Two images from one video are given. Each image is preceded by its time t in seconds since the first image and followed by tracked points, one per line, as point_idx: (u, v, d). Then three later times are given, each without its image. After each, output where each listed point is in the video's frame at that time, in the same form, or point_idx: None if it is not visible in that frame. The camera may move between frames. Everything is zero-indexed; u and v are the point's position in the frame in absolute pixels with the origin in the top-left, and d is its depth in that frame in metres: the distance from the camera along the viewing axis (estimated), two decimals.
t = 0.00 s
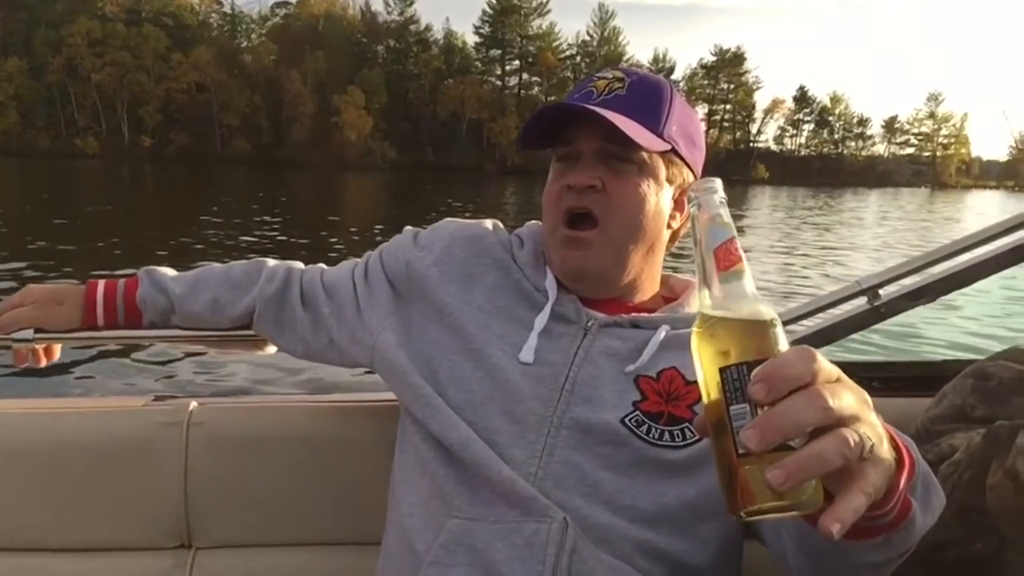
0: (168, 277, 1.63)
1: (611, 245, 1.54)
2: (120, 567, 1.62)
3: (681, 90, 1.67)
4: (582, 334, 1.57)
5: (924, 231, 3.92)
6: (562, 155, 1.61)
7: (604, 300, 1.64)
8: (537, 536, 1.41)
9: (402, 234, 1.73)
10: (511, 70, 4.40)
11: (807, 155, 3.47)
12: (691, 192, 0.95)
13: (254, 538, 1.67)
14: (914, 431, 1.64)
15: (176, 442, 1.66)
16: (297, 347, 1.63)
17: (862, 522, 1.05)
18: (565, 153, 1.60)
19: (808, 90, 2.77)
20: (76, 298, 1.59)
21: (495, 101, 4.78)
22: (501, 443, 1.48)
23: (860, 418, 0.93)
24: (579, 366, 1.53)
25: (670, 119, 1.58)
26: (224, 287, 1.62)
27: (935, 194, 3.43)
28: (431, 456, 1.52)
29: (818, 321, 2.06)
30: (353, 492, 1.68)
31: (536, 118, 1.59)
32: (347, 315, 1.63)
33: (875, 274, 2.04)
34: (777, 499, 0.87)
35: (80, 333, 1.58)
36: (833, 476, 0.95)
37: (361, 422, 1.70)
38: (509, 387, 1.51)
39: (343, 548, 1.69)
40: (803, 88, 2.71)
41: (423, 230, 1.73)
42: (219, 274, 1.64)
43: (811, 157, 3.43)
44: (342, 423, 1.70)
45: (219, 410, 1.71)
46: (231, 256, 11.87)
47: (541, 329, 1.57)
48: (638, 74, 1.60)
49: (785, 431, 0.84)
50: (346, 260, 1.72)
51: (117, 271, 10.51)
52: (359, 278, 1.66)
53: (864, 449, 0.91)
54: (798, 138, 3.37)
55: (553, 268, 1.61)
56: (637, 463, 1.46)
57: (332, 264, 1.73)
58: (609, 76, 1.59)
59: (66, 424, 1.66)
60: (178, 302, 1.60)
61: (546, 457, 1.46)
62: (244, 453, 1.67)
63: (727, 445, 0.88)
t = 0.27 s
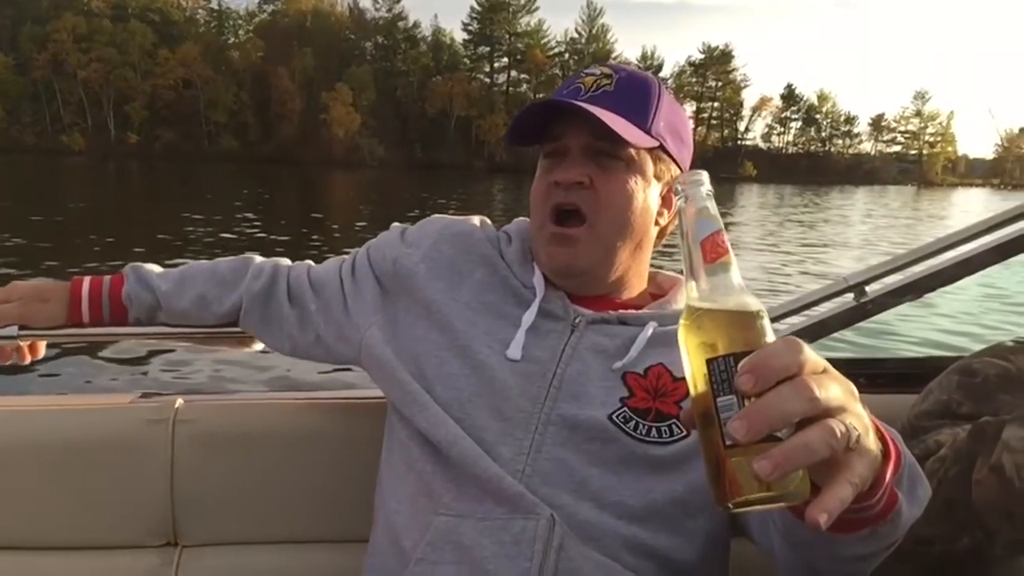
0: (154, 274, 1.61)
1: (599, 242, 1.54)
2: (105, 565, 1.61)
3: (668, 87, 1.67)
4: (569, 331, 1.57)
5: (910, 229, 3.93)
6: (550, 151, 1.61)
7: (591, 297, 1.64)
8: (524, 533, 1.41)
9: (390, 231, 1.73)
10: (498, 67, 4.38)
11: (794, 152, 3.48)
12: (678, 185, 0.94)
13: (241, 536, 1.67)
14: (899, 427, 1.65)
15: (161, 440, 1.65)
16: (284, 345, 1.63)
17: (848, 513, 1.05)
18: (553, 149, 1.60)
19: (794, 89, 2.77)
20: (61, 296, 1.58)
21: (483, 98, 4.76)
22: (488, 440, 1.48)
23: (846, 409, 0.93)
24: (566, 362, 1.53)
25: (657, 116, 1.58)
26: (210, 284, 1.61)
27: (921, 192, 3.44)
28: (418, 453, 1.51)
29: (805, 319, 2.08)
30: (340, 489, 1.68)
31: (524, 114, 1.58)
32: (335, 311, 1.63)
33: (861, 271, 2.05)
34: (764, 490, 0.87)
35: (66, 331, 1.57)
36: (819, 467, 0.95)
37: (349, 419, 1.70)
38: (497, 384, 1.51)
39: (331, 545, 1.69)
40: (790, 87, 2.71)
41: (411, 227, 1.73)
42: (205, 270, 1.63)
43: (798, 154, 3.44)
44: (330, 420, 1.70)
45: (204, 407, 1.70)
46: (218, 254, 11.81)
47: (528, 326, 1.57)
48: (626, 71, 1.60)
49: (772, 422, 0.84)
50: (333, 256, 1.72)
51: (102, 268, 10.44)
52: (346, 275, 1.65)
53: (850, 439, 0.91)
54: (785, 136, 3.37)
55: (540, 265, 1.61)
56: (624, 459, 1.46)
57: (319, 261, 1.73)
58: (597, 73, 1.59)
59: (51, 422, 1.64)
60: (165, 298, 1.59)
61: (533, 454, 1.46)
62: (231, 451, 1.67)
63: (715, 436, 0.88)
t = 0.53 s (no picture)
0: (139, 271, 1.60)
1: (585, 238, 1.54)
2: (88, 564, 1.60)
3: (655, 84, 1.67)
4: (556, 327, 1.57)
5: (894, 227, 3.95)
6: (537, 148, 1.61)
7: (577, 294, 1.64)
8: (510, 530, 1.41)
9: (376, 227, 1.73)
10: (483, 64, 4.35)
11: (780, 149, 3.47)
12: (663, 178, 0.95)
13: (226, 534, 1.66)
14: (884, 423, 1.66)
15: (146, 438, 1.64)
16: (270, 342, 1.62)
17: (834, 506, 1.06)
18: (539, 146, 1.60)
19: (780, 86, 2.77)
20: (44, 293, 1.57)
21: (468, 95, 4.73)
22: (475, 437, 1.47)
23: (831, 400, 0.93)
24: (553, 359, 1.53)
25: (644, 113, 1.58)
26: (196, 280, 1.61)
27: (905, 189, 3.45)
28: (404, 450, 1.51)
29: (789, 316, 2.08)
30: (326, 487, 1.68)
31: (510, 110, 1.58)
32: (321, 308, 1.62)
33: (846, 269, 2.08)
34: (750, 482, 0.88)
35: (49, 329, 1.57)
36: (804, 459, 0.95)
37: (335, 416, 1.69)
38: (483, 381, 1.50)
39: (317, 543, 1.68)
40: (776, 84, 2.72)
41: (397, 223, 1.72)
42: (190, 267, 1.62)
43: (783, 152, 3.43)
44: (316, 417, 1.69)
45: (190, 404, 1.69)
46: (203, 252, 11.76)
47: (515, 323, 1.56)
48: (613, 68, 1.60)
49: (757, 413, 0.84)
50: (319, 253, 1.71)
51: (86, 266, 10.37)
52: (332, 271, 1.65)
53: (835, 431, 0.91)
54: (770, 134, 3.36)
55: (527, 262, 1.61)
56: (610, 455, 1.46)
57: (305, 258, 1.72)
58: (583, 70, 1.59)
59: (34, 419, 1.63)
60: (150, 295, 1.57)
61: (519, 450, 1.46)
62: (216, 448, 1.66)
63: (700, 429, 0.88)
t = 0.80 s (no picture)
0: (124, 268, 1.60)
1: (573, 235, 1.54)
2: (74, 563, 1.59)
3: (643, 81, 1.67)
4: (543, 324, 1.57)
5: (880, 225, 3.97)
6: (525, 144, 1.61)
7: (565, 291, 1.64)
8: (497, 527, 1.41)
9: (363, 224, 1.72)
10: (471, 60, 4.33)
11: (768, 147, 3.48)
12: (650, 173, 0.95)
13: (213, 532, 1.65)
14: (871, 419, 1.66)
15: (132, 436, 1.64)
16: (256, 339, 1.62)
17: (821, 499, 1.06)
18: (527, 142, 1.60)
19: (769, 85, 2.77)
20: (29, 290, 1.56)
21: (456, 93, 4.71)
22: (462, 433, 1.47)
23: (817, 391, 0.93)
24: (540, 356, 1.53)
25: (632, 109, 1.58)
26: (182, 277, 1.60)
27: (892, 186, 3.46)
28: (392, 447, 1.51)
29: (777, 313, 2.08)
30: (313, 484, 1.67)
31: (498, 107, 1.58)
32: (308, 305, 1.62)
33: (834, 265, 2.07)
34: (737, 473, 0.88)
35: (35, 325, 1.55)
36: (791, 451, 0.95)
37: (322, 413, 1.69)
38: (470, 378, 1.50)
39: (304, 540, 1.68)
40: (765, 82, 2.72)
41: (385, 220, 1.72)
42: (177, 264, 1.61)
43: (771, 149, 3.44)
44: (303, 414, 1.69)
45: (176, 401, 1.69)
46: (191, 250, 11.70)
47: (502, 320, 1.56)
48: (601, 64, 1.60)
49: (743, 405, 0.84)
50: (306, 250, 1.71)
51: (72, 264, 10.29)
52: (319, 268, 1.64)
53: (821, 422, 0.92)
54: (758, 132, 3.36)
55: (514, 259, 1.61)
56: (597, 452, 1.46)
57: (292, 254, 1.72)
58: (571, 66, 1.59)
59: (19, 416, 1.62)
60: (135, 292, 1.57)
61: (507, 447, 1.46)
62: (202, 446, 1.65)
63: (687, 422, 0.88)
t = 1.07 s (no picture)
0: (108, 265, 1.58)
1: (560, 232, 1.54)
2: (58, 562, 1.58)
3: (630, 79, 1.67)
4: (531, 322, 1.57)
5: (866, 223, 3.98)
6: (512, 142, 1.60)
7: (553, 289, 1.64)
8: (484, 526, 1.40)
9: (350, 222, 1.72)
10: (459, 58, 4.33)
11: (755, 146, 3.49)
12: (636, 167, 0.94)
13: (198, 531, 1.65)
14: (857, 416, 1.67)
15: (117, 434, 1.63)
16: (242, 337, 1.61)
17: (808, 493, 1.07)
18: (515, 140, 1.60)
19: (756, 83, 2.78)
20: (11, 288, 1.54)
21: (444, 91, 4.70)
22: (449, 431, 1.47)
23: (804, 384, 0.93)
24: (527, 354, 1.53)
25: (619, 107, 1.58)
26: (168, 275, 1.59)
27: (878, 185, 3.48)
28: (379, 445, 1.51)
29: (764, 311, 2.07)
30: (300, 483, 1.67)
31: (486, 104, 1.58)
32: (294, 303, 1.61)
33: (822, 263, 2.09)
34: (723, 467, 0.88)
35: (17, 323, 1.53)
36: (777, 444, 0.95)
37: (309, 411, 1.68)
38: (457, 376, 1.50)
39: (289, 539, 1.67)
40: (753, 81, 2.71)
41: (372, 218, 1.72)
42: (162, 261, 1.60)
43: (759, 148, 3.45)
44: (290, 412, 1.68)
45: (161, 400, 1.68)
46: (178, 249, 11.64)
47: (489, 318, 1.56)
48: (588, 62, 1.60)
49: (729, 398, 0.84)
50: (293, 248, 1.70)
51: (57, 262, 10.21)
52: (306, 266, 1.64)
53: (808, 414, 0.92)
54: (745, 131, 3.37)
55: (502, 256, 1.60)
56: (585, 450, 1.46)
57: (278, 252, 1.71)
58: (559, 63, 1.59)
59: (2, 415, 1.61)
60: (121, 290, 1.55)
61: (494, 445, 1.45)
62: (188, 444, 1.65)
63: (674, 416, 0.88)
